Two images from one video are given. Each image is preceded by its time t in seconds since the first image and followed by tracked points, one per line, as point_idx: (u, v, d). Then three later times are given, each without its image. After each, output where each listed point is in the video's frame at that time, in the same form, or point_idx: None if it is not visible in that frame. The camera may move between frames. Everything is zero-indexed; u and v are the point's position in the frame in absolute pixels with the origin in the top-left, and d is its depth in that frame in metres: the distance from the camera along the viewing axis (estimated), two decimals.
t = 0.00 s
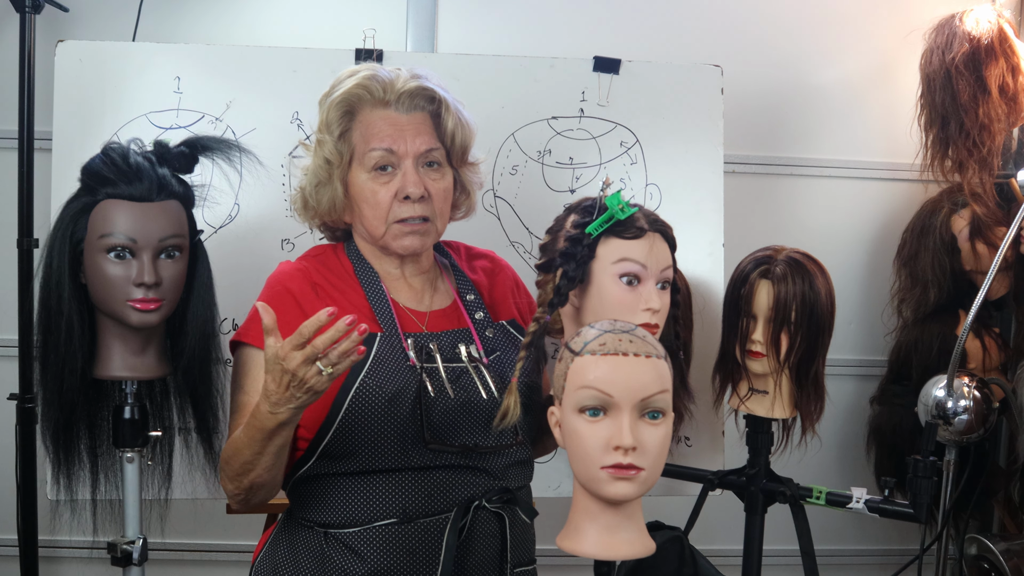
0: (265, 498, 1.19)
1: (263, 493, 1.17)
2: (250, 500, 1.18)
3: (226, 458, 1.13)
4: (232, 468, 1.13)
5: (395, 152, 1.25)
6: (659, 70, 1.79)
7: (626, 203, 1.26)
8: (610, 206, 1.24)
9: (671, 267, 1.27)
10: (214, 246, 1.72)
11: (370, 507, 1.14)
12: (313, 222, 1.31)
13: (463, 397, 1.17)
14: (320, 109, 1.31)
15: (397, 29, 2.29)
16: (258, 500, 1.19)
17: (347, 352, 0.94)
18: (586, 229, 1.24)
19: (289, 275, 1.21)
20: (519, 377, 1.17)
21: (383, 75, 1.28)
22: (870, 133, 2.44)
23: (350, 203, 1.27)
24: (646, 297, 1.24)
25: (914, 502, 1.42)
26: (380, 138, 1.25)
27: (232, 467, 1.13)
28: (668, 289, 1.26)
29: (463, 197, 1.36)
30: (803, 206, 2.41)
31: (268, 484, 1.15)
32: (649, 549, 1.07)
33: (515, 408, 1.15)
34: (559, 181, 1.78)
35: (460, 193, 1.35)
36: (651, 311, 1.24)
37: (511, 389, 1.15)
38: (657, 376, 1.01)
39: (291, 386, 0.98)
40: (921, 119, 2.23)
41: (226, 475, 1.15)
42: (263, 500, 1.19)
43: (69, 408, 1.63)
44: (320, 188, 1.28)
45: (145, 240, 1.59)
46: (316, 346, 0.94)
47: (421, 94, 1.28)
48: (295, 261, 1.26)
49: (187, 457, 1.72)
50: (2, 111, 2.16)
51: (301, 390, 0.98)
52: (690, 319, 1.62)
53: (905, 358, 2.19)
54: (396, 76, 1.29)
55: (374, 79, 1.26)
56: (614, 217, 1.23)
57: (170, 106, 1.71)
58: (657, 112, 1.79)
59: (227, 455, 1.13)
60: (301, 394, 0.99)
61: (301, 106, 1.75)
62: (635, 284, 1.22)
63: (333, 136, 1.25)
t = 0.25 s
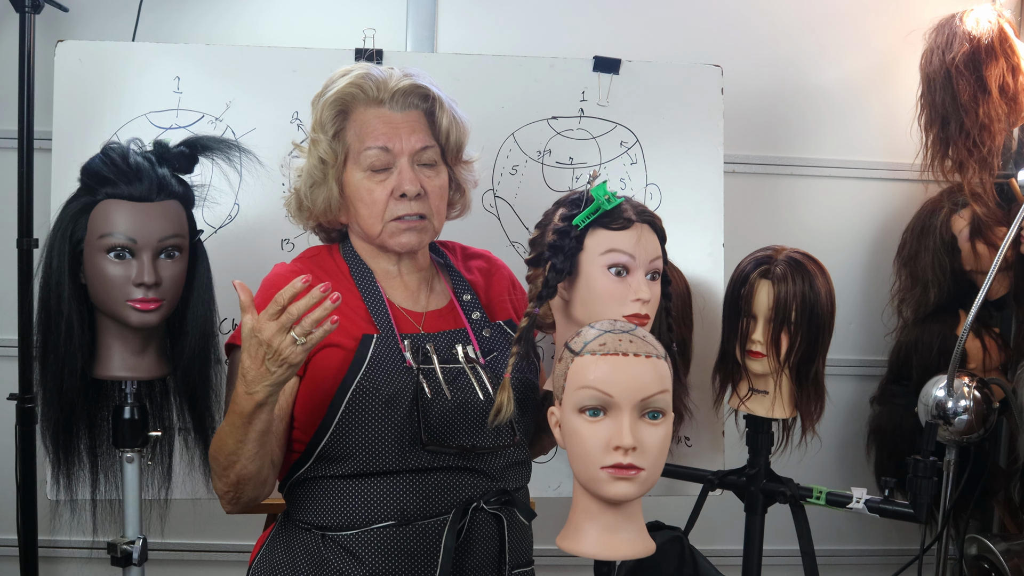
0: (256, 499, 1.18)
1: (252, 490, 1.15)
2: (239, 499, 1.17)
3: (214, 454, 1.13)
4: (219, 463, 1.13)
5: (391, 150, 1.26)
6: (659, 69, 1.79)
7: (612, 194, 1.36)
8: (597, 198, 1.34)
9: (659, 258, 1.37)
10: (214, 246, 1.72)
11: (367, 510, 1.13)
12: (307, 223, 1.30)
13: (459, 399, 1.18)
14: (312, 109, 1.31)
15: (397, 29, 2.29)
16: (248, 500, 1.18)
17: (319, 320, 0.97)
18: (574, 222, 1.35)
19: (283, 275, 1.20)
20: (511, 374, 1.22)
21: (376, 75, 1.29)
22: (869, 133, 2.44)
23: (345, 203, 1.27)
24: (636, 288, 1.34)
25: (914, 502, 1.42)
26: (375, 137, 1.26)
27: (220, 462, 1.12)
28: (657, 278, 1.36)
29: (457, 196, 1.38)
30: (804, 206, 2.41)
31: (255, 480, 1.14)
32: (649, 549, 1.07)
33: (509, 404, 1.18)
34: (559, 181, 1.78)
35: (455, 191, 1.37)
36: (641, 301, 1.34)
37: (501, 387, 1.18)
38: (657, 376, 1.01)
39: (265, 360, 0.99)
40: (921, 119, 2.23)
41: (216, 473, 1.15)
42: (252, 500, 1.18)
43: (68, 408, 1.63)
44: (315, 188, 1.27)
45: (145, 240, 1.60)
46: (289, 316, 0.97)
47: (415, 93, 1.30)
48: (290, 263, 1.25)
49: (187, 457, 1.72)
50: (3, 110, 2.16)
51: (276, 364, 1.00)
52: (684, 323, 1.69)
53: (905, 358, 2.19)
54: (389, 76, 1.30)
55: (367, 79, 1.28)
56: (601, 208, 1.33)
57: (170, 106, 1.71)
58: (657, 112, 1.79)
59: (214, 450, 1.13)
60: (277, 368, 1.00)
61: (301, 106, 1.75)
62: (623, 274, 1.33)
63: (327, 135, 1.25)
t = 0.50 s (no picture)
0: (253, 500, 1.18)
1: (249, 492, 1.16)
2: (236, 501, 1.18)
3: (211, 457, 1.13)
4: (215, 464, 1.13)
5: (395, 148, 1.26)
6: (659, 69, 1.79)
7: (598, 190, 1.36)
8: (584, 194, 1.34)
9: (650, 253, 1.37)
10: (214, 246, 1.72)
11: (365, 511, 1.13)
12: (308, 225, 1.29)
13: (457, 399, 1.18)
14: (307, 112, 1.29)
15: (397, 29, 2.29)
16: (244, 501, 1.18)
17: (307, 322, 0.96)
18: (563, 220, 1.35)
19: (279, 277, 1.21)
20: (507, 374, 1.23)
21: (373, 75, 1.28)
22: (869, 133, 2.44)
23: (350, 203, 1.26)
24: (627, 283, 1.34)
25: (914, 502, 1.42)
26: (377, 136, 1.25)
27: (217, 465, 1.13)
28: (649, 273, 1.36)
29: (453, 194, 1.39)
30: (804, 206, 2.41)
31: (250, 481, 1.14)
32: (649, 549, 1.06)
33: (507, 404, 1.19)
34: (559, 181, 1.78)
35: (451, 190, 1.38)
36: (634, 297, 1.34)
37: (498, 387, 1.20)
38: (657, 376, 1.01)
39: (258, 366, 0.98)
40: (921, 119, 2.23)
41: (212, 475, 1.15)
42: (249, 501, 1.18)
43: (68, 408, 1.63)
44: (318, 190, 1.26)
45: (145, 240, 1.59)
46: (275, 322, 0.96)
47: (414, 91, 1.29)
48: (285, 265, 1.26)
49: (187, 457, 1.72)
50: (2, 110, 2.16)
51: (268, 369, 0.99)
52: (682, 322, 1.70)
53: (906, 358, 2.19)
54: (386, 75, 1.29)
55: (365, 78, 1.27)
56: (588, 204, 1.34)
57: (170, 106, 1.71)
58: (657, 112, 1.79)
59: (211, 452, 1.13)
60: (269, 373, 0.99)
61: (301, 106, 1.75)
62: (614, 271, 1.33)
63: (329, 136, 1.24)
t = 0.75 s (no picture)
0: (249, 497, 1.14)
1: (243, 485, 1.12)
2: (231, 498, 1.13)
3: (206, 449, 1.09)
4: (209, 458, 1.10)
5: (390, 153, 1.26)
6: (658, 69, 1.79)
7: (590, 187, 1.34)
8: (575, 192, 1.33)
9: (643, 248, 1.36)
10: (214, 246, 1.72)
11: (364, 511, 1.13)
12: (302, 227, 1.28)
13: (455, 399, 1.18)
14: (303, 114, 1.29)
15: (397, 29, 2.29)
16: (240, 499, 1.14)
17: (319, 294, 1.04)
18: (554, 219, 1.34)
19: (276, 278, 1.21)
20: (503, 374, 1.22)
21: (369, 77, 1.28)
22: (869, 133, 2.44)
23: (344, 207, 1.26)
24: (621, 280, 1.33)
25: (914, 502, 1.42)
26: (373, 140, 1.25)
27: (210, 457, 1.09)
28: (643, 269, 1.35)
29: (450, 195, 1.37)
30: (804, 206, 2.41)
31: (246, 470, 1.10)
32: (649, 549, 1.07)
33: (504, 405, 1.19)
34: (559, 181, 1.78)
35: (448, 192, 1.37)
36: (627, 293, 1.33)
37: (495, 387, 1.20)
38: (657, 376, 1.01)
39: (262, 331, 1.01)
40: (921, 119, 2.23)
41: (206, 470, 1.11)
42: (245, 498, 1.14)
43: (68, 407, 1.63)
44: (312, 193, 1.26)
45: (145, 240, 1.59)
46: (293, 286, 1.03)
47: (410, 94, 1.29)
48: (282, 265, 1.26)
49: (187, 457, 1.72)
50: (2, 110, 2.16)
51: (270, 337, 1.02)
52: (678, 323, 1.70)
53: (906, 358, 2.19)
54: (382, 77, 1.29)
55: (361, 81, 1.27)
56: (579, 203, 1.32)
57: (170, 106, 1.71)
58: (657, 112, 1.79)
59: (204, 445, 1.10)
60: (272, 340, 1.02)
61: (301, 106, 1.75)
62: (607, 267, 1.32)
63: (325, 140, 1.23)
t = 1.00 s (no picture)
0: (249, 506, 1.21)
1: (246, 503, 1.17)
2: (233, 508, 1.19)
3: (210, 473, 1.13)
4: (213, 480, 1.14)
5: (382, 152, 1.26)
6: (658, 70, 1.79)
7: (583, 188, 1.35)
8: (568, 192, 1.34)
9: (636, 248, 1.37)
10: (214, 246, 1.72)
11: (362, 511, 1.13)
12: (299, 224, 1.31)
13: (453, 399, 1.18)
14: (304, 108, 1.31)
15: (397, 29, 2.29)
16: (242, 508, 1.19)
17: (344, 372, 0.97)
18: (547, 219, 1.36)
19: (275, 282, 1.20)
20: (499, 375, 1.23)
21: (367, 75, 1.28)
22: (869, 133, 2.44)
23: (336, 204, 1.28)
24: (613, 280, 1.33)
25: (914, 502, 1.42)
26: (366, 139, 1.26)
27: (215, 480, 1.14)
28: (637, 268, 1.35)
29: (448, 196, 1.37)
30: (803, 206, 2.41)
31: (251, 494, 1.15)
32: (649, 549, 1.07)
33: (499, 403, 1.21)
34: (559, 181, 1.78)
35: (446, 192, 1.36)
36: (620, 293, 1.33)
37: (491, 386, 1.21)
38: (656, 375, 1.01)
39: (280, 405, 0.98)
40: (921, 119, 2.23)
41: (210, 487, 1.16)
42: (246, 509, 1.20)
43: (68, 408, 1.63)
44: (306, 189, 1.28)
45: (145, 240, 1.59)
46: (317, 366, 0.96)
47: (406, 93, 1.29)
48: (280, 266, 1.24)
49: (187, 457, 1.72)
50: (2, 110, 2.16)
51: (290, 409, 0.99)
52: (678, 322, 1.70)
53: (906, 358, 2.19)
54: (381, 75, 1.29)
55: (358, 79, 1.27)
56: (572, 202, 1.33)
57: (170, 106, 1.71)
58: (657, 112, 1.79)
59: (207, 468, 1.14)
60: (289, 412, 0.99)
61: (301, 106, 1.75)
62: (599, 267, 1.33)
63: (318, 136, 1.25)
